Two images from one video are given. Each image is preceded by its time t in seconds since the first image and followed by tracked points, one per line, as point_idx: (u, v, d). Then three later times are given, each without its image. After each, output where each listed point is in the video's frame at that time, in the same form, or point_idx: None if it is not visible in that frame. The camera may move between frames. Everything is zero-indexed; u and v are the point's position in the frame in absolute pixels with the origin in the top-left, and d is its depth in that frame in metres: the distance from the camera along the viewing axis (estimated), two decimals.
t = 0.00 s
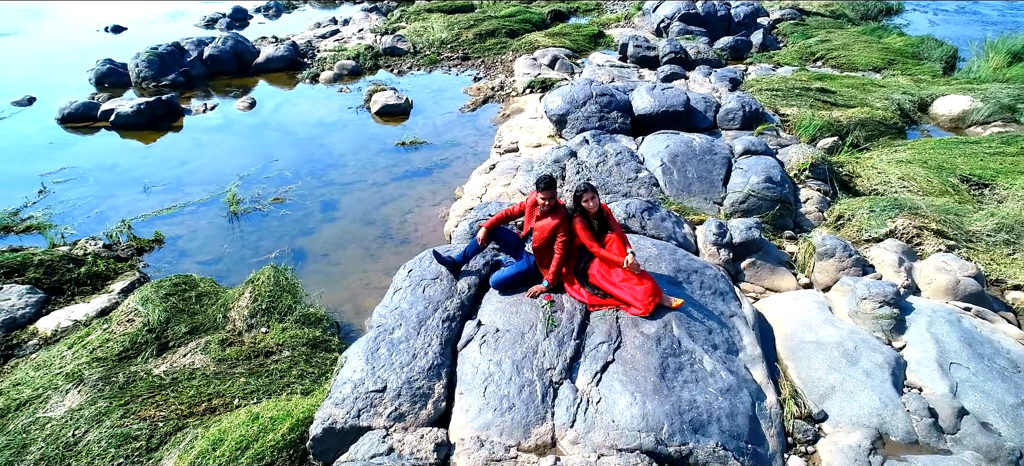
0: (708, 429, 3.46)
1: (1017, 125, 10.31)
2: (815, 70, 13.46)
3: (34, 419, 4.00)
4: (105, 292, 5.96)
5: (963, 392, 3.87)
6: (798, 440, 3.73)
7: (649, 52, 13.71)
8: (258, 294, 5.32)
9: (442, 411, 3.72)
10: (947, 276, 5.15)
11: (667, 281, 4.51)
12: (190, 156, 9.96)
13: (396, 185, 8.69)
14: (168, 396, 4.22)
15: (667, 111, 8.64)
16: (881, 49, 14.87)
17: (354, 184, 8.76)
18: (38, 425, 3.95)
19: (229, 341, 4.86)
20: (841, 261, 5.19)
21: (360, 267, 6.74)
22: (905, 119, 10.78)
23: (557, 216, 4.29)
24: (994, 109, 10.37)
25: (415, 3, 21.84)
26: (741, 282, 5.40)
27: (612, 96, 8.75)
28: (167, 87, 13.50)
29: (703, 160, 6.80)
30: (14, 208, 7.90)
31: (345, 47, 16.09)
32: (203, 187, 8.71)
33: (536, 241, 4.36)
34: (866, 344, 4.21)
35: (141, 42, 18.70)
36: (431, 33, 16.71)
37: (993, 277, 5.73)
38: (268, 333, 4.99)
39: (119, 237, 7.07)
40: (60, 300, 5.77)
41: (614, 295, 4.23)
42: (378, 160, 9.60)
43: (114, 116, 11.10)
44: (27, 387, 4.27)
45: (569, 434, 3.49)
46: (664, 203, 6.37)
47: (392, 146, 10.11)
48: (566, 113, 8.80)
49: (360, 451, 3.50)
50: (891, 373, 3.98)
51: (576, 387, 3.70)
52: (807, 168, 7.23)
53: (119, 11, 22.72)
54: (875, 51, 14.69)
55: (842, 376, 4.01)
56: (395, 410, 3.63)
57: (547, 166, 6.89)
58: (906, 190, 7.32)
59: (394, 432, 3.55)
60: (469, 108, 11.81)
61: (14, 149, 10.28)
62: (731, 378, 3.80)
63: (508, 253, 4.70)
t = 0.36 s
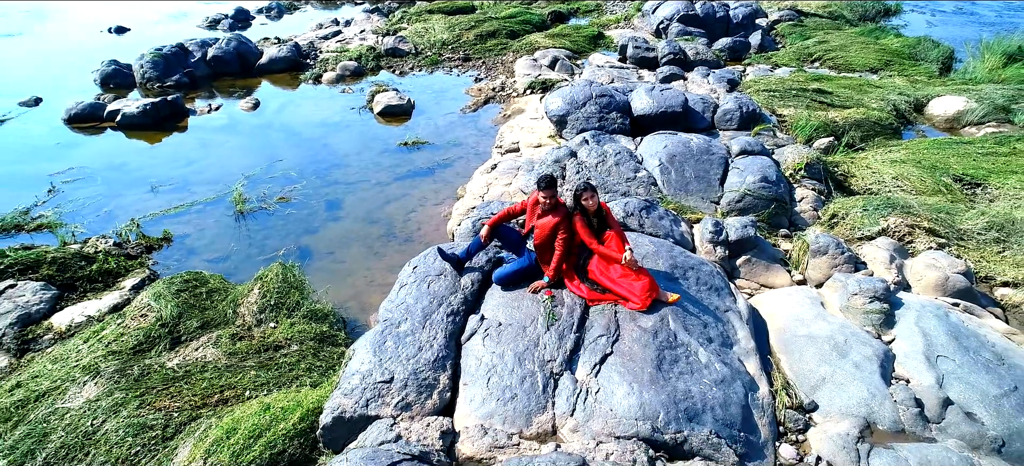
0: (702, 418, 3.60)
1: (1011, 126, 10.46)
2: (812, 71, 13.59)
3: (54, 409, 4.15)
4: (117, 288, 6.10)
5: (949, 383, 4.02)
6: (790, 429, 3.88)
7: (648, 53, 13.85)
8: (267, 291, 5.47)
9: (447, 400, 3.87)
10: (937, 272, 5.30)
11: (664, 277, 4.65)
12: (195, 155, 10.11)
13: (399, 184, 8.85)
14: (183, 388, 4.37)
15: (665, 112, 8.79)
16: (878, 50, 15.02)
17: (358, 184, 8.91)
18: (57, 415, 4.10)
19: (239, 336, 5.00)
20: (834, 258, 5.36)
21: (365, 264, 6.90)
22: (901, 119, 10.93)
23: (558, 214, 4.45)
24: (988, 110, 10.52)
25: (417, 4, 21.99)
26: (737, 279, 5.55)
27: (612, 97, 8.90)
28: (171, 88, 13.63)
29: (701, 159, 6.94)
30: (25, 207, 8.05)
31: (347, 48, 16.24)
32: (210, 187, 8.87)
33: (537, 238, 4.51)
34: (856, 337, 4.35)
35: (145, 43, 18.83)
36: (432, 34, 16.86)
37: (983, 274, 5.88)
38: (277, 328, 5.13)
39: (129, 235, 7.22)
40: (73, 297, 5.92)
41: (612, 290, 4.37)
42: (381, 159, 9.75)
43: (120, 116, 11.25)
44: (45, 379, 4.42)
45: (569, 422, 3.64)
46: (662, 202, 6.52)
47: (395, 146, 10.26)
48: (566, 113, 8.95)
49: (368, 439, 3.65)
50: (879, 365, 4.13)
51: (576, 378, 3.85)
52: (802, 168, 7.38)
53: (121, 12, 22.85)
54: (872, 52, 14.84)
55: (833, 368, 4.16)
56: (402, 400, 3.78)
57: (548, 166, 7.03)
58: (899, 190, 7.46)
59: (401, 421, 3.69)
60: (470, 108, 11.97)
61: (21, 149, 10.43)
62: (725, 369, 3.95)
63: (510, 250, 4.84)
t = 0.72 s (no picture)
0: (694, 401, 3.83)
1: (1001, 126, 10.69)
2: (808, 72, 13.82)
3: (81, 395, 4.38)
4: (133, 282, 6.33)
5: (928, 370, 4.26)
6: (777, 412, 4.11)
7: (647, 54, 14.05)
8: (278, 284, 5.69)
9: (454, 385, 4.09)
10: (921, 267, 5.53)
11: (659, 270, 4.89)
12: (204, 155, 10.33)
13: (403, 183, 9.07)
14: (201, 375, 4.60)
15: (663, 112, 9.02)
16: (873, 51, 15.26)
17: (363, 182, 9.14)
18: (84, 399, 4.33)
19: (253, 327, 5.23)
20: (823, 252, 5.55)
21: (371, 260, 7.13)
22: (894, 119, 11.15)
23: (558, 210, 4.68)
24: (979, 111, 10.76)
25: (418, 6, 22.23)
26: (730, 273, 5.77)
27: (611, 98, 9.13)
28: (178, 89, 13.83)
29: (696, 159, 7.17)
30: (39, 205, 8.28)
31: (350, 49, 16.47)
32: (218, 185, 9.09)
33: (538, 233, 4.73)
34: (841, 327, 4.58)
35: (149, 44, 19.04)
36: (434, 35, 17.09)
37: (967, 268, 6.11)
38: (289, 319, 5.36)
39: (142, 232, 7.45)
40: (91, 290, 6.14)
41: (610, 282, 4.60)
42: (385, 159, 9.97)
43: (129, 116, 11.47)
44: (71, 367, 4.66)
45: (569, 405, 3.86)
46: (659, 200, 6.74)
47: (398, 145, 10.49)
48: (566, 114, 9.18)
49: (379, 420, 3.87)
50: (863, 353, 4.35)
51: (575, 364, 4.08)
52: (795, 167, 7.61)
53: (126, 14, 23.08)
54: (867, 53, 15.08)
55: (819, 355, 4.39)
56: (411, 384, 4.01)
57: (548, 165, 7.24)
58: (890, 188, 7.69)
59: (410, 404, 3.92)
60: (471, 109, 12.19)
61: (32, 149, 10.65)
62: (716, 356, 4.18)
63: (513, 245, 5.07)
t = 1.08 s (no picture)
0: (689, 387, 4.02)
1: (994, 126, 10.88)
2: (805, 73, 14.01)
3: (103, 382, 4.58)
4: (146, 277, 6.51)
5: (914, 359, 4.45)
6: (769, 399, 4.29)
7: (646, 55, 14.22)
8: (288, 278, 5.88)
9: (459, 373, 4.27)
10: (910, 262, 5.71)
11: (657, 264, 5.07)
12: (210, 155, 10.52)
13: (407, 182, 9.26)
14: (217, 364, 4.79)
15: (661, 112, 9.20)
16: (870, 52, 15.45)
17: (367, 181, 9.33)
18: (104, 387, 4.52)
19: (265, 319, 5.42)
20: (814, 248, 5.81)
21: (376, 257, 7.32)
22: (889, 119, 11.33)
23: (559, 206, 4.89)
24: (973, 111, 10.95)
25: (420, 7, 22.42)
26: (725, 268, 5.95)
27: (610, 99, 9.31)
28: (183, 89, 14.03)
29: (693, 157, 7.36)
30: (51, 203, 8.47)
31: (353, 50, 16.66)
32: (226, 184, 9.28)
33: (540, 228, 4.93)
34: (831, 318, 4.77)
35: (154, 44, 19.22)
36: (436, 36, 17.28)
37: (956, 263, 6.30)
38: (299, 312, 5.54)
39: (153, 229, 7.64)
40: (105, 285, 6.33)
41: (609, 275, 4.80)
42: (389, 158, 10.16)
43: (137, 117, 11.66)
44: (91, 357, 4.85)
45: (569, 391, 4.05)
46: (656, 197, 6.93)
47: (401, 145, 10.67)
48: (566, 114, 9.37)
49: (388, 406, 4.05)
50: (851, 343, 4.54)
51: (576, 353, 4.26)
52: (789, 166, 7.79)
53: (130, 14, 23.27)
54: (864, 54, 15.26)
55: (809, 345, 4.58)
56: (419, 372, 4.19)
57: (549, 164, 7.40)
58: (883, 186, 7.88)
59: (418, 390, 4.10)
60: (473, 109, 12.38)
61: (42, 148, 10.83)
62: (710, 346, 4.37)
63: (515, 240, 5.27)
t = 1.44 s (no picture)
0: (683, 373, 4.22)
1: (987, 125, 11.08)
2: (802, 73, 14.21)
3: (124, 370, 4.79)
4: (159, 272, 6.71)
5: (899, 347, 4.65)
6: (760, 385, 4.50)
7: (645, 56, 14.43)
8: (298, 272, 6.08)
9: (465, 360, 4.47)
10: (898, 256, 5.92)
11: (654, 257, 5.27)
12: (217, 154, 10.72)
13: (411, 180, 9.47)
14: (232, 353, 5.00)
15: (659, 112, 9.40)
16: (866, 52, 15.65)
17: (372, 179, 9.53)
18: (125, 374, 4.72)
19: (276, 311, 5.62)
20: (806, 243, 6.00)
21: (382, 252, 7.52)
22: (884, 119, 11.53)
23: (560, 202, 5.08)
24: (966, 111, 11.15)
25: (421, 8, 22.61)
26: (720, 262, 6.15)
27: (609, 99, 9.51)
28: (189, 89, 14.24)
29: (690, 156, 7.56)
30: (64, 200, 8.68)
31: (356, 50, 16.86)
32: (234, 182, 9.49)
33: (541, 224, 5.12)
34: (821, 309, 4.97)
35: (158, 45, 19.43)
36: (438, 36, 17.48)
37: (944, 258, 6.50)
38: (309, 304, 5.74)
39: (165, 226, 7.84)
40: (120, 279, 6.54)
41: (607, 268, 5.00)
42: (393, 157, 10.36)
43: (144, 116, 11.87)
44: (111, 346, 5.06)
45: (569, 377, 4.25)
46: (654, 194, 7.14)
47: (404, 144, 10.87)
48: (566, 114, 9.58)
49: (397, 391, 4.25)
50: (840, 332, 4.74)
51: (576, 341, 4.46)
52: (784, 164, 7.98)
53: (134, 15, 23.49)
54: (860, 54, 15.47)
55: (799, 335, 4.78)
56: (426, 359, 4.39)
57: (550, 162, 7.60)
58: (875, 184, 8.08)
59: (426, 376, 4.30)
60: (475, 109, 12.59)
61: (52, 147, 11.03)
62: (705, 335, 4.58)
63: (517, 235, 5.46)
